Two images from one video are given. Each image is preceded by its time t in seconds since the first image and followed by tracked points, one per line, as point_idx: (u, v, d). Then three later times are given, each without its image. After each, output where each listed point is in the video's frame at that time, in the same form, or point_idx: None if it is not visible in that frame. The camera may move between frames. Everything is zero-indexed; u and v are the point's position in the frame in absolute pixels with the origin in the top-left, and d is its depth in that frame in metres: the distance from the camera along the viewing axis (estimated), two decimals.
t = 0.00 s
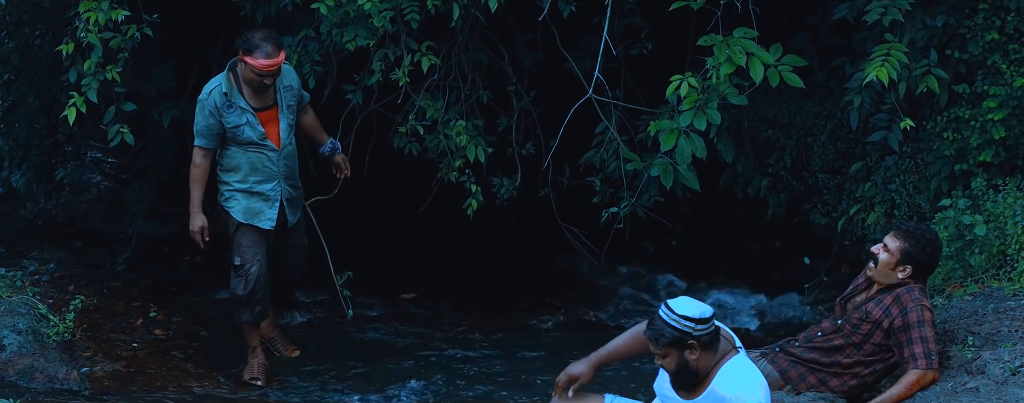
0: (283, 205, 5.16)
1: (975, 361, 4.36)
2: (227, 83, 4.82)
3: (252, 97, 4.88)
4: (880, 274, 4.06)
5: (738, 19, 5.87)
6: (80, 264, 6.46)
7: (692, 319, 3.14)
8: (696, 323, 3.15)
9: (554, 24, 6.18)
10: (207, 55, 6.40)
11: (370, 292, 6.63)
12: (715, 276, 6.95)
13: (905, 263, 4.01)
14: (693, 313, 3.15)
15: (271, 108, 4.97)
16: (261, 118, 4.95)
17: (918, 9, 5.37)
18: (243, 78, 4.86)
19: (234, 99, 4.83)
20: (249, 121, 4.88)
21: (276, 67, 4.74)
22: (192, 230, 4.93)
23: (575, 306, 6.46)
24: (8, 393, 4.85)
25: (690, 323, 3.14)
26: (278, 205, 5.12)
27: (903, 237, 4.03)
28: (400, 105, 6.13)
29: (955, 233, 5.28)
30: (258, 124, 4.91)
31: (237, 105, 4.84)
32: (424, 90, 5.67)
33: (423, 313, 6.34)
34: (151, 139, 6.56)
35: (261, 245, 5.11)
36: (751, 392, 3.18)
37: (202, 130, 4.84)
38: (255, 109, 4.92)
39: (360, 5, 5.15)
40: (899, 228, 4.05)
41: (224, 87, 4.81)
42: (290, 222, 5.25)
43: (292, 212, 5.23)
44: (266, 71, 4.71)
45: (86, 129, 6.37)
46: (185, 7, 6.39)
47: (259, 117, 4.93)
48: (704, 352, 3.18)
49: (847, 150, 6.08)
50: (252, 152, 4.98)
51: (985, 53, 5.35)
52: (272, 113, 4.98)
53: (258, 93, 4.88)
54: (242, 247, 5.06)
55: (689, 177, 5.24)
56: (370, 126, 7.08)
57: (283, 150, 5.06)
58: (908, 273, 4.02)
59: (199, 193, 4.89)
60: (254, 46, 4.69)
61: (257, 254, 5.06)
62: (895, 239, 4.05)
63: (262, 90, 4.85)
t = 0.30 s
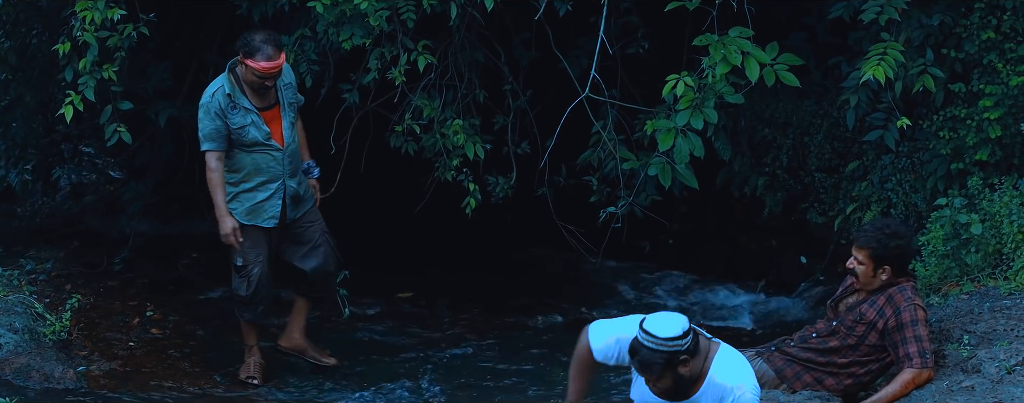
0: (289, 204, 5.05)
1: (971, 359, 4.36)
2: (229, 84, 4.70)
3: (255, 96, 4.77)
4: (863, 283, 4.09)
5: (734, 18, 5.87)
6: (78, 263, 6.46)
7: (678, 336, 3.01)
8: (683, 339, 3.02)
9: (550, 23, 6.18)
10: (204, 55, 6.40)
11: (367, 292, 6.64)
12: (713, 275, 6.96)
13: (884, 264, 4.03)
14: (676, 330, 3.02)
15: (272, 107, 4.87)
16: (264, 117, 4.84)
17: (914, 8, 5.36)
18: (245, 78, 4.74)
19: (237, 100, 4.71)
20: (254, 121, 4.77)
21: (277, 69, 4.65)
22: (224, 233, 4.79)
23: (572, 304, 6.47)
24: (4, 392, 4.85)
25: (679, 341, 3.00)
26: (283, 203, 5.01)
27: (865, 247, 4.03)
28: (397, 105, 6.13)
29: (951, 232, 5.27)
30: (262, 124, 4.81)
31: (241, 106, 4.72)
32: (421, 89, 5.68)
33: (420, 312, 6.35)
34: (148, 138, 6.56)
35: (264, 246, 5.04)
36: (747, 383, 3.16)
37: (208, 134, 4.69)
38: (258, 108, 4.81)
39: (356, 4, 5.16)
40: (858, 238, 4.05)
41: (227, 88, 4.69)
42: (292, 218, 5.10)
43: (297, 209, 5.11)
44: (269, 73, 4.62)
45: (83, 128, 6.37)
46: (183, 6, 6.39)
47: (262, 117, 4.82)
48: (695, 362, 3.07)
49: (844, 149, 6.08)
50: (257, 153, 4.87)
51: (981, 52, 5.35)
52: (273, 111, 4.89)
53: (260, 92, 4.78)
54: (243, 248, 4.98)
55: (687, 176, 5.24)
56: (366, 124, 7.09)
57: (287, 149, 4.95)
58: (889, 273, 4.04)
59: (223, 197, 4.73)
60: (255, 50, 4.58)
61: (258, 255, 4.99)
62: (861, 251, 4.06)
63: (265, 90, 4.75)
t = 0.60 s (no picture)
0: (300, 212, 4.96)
1: (966, 357, 4.37)
2: (247, 85, 4.71)
3: (271, 101, 4.73)
4: (845, 282, 4.08)
5: (730, 15, 5.88)
6: (74, 261, 6.47)
7: (675, 340, 3.10)
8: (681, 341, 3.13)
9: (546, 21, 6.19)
10: (200, 53, 6.40)
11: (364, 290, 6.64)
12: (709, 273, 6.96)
13: (859, 261, 3.99)
14: (674, 333, 3.11)
15: (290, 113, 4.81)
16: (280, 123, 4.79)
17: (910, 6, 5.35)
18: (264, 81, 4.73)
19: (252, 102, 4.71)
20: (266, 125, 4.73)
21: (292, 72, 4.59)
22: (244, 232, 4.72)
23: (569, 302, 6.47)
24: None
25: (677, 343, 3.10)
26: (294, 211, 4.92)
27: (836, 251, 3.98)
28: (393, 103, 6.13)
29: (947, 230, 5.25)
30: (275, 129, 4.76)
31: (255, 108, 4.70)
32: (417, 87, 5.68)
33: (416, 310, 6.35)
34: (144, 137, 6.57)
35: (270, 252, 4.97)
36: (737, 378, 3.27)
37: (224, 134, 4.74)
38: (274, 113, 4.76)
39: (352, 2, 5.17)
40: (825, 244, 3.99)
41: (244, 89, 4.70)
42: (301, 229, 4.97)
43: (308, 220, 4.99)
44: (285, 75, 4.56)
45: (79, 127, 6.38)
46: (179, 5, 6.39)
47: (277, 122, 4.77)
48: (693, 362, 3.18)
49: (840, 147, 6.08)
50: (269, 158, 4.82)
51: (977, 50, 5.35)
52: (292, 118, 4.82)
53: (277, 97, 4.73)
54: (249, 253, 4.94)
55: (683, 175, 5.23)
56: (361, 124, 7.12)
57: (300, 156, 4.86)
58: (867, 267, 4.01)
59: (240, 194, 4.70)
60: (271, 52, 4.55)
61: (262, 261, 4.94)
62: (834, 255, 4.01)
63: (282, 95, 4.69)
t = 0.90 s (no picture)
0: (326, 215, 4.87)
1: (961, 354, 4.36)
2: (279, 79, 4.67)
3: (302, 98, 4.68)
4: (829, 272, 4.09)
5: (726, 13, 5.87)
6: (70, 259, 6.46)
7: (662, 330, 3.11)
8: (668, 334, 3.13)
9: (542, 19, 6.20)
10: (196, 51, 6.40)
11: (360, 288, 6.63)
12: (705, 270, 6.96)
13: (840, 249, 4.02)
14: (663, 324, 3.12)
15: (320, 113, 4.73)
16: (308, 122, 4.72)
17: (905, 3, 5.34)
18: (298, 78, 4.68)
19: (283, 97, 4.66)
20: (294, 122, 4.67)
21: (327, 68, 4.54)
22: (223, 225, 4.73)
23: (564, 300, 6.47)
24: None
25: (664, 333, 3.11)
26: (319, 212, 4.83)
27: (818, 239, 4.04)
28: (388, 100, 6.13)
29: (942, 227, 5.24)
30: (303, 127, 4.69)
31: (285, 104, 4.65)
32: (412, 85, 5.67)
33: (411, 308, 6.34)
34: (140, 135, 6.57)
35: (294, 253, 4.88)
36: (717, 377, 3.22)
37: (251, 126, 4.70)
38: (304, 111, 4.70)
39: None
40: (808, 232, 4.06)
41: (276, 83, 4.66)
42: (331, 231, 4.90)
43: (336, 222, 4.91)
44: (323, 68, 4.53)
45: (75, 124, 6.38)
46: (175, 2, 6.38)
47: (306, 120, 4.70)
48: (671, 359, 3.17)
49: (836, 145, 6.07)
50: (294, 155, 4.74)
51: (972, 47, 5.35)
52: (321, 119, 4.74)
53: (309, 95, 4.67)
54: (271, 254, 4.86)
55: (678, 172, 5.23)
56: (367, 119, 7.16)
57: (327, 158, 4.77)
58: (848, 256, 4.03)
59: (236, 188, 4.73)
60: (309, 44, 4.53)
61: (283, 261, 4.84)
62: (816, 244, 4.07)
63: (315, 92, 4.63)
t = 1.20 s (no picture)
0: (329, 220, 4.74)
1: (957, 352, 4.36)
2: (295, 80, 4.51)
3: (316, 101, 4.52)
4: (809, 265, 4.03)
5: (722, 10, 5.87)
6: (66, 257, 6.45)
7: (628, 330, 2.87)
8: (637, 337, 2.88)
9: (538, 16, 6.19)
10: (193, 49, 6.39)
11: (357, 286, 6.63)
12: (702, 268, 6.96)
13: (818, 240, 3.96)
14: (630, 324, 2.87)
15: (332, 118, 4.59)
16: (319, 126, 4.57)
17: (901, 0, 5.33)
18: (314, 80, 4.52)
19: (296, 99, 4.51)
20: (304, 125, 4.52)
21: (346, 74, 4.36)
22: (258, 219, 4.51)
23: (561, 298, 6.46)
24: None
25: (627, 333, 2.87)
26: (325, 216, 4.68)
27: (792, 232, 3.96)
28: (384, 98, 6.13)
29: (939, 224, 5.22)
30: (313, 130, 4.54)
31: (298, 106, 4.51)
32: (409, 83, 5.66)
33: (408, 306, 6.34)
34: (137, 132, 6.57)
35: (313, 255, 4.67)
36: (682, 387, 2.88)
37: (262, 123, 4.56)
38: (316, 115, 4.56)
39: None
40: (783, 226, 3.98)
41: (290, 84, 4.51)
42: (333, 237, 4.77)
43: (338, 227, 4.77)
44: (340, 73, 4.35)
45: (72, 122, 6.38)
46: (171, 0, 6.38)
47: (317, 124, 4.56)
48: (627, 357, 2.92)
49: (833, 142, 6.07)
50: (303, 157, 4.60)
51: (969, 45, 5.34)
52: (332, 124, 4.60)
53: (323, 99, 4.52)
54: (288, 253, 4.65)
55: (675, 170, 5.22)
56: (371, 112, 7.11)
57: (334, 164, 4.64)
58: (826, 246, 3.97)
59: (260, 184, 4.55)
60: (329, 47, 4.35)
61: (303, 259, 4.61)
62: (792, 238, 3.99)
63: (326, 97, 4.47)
